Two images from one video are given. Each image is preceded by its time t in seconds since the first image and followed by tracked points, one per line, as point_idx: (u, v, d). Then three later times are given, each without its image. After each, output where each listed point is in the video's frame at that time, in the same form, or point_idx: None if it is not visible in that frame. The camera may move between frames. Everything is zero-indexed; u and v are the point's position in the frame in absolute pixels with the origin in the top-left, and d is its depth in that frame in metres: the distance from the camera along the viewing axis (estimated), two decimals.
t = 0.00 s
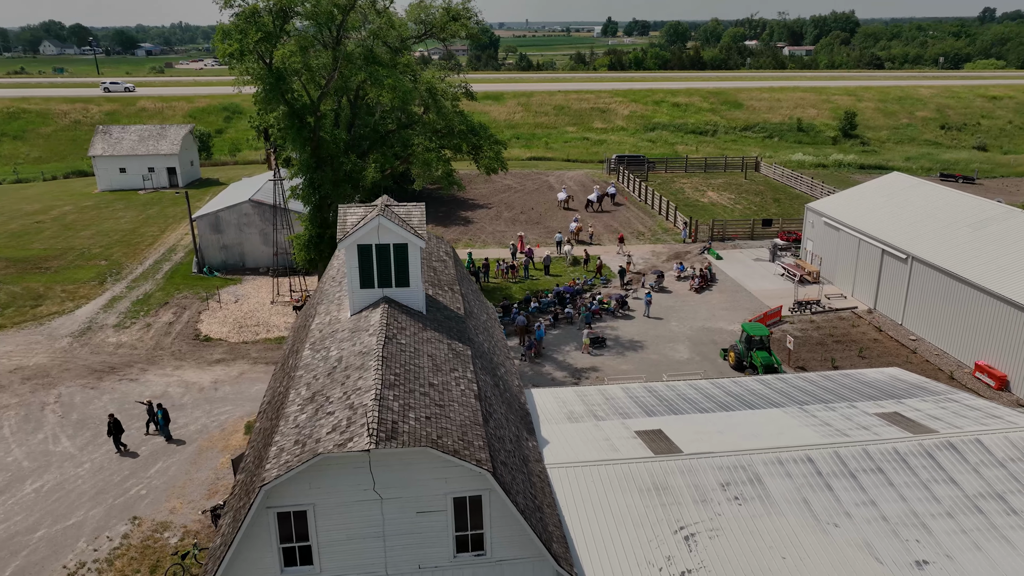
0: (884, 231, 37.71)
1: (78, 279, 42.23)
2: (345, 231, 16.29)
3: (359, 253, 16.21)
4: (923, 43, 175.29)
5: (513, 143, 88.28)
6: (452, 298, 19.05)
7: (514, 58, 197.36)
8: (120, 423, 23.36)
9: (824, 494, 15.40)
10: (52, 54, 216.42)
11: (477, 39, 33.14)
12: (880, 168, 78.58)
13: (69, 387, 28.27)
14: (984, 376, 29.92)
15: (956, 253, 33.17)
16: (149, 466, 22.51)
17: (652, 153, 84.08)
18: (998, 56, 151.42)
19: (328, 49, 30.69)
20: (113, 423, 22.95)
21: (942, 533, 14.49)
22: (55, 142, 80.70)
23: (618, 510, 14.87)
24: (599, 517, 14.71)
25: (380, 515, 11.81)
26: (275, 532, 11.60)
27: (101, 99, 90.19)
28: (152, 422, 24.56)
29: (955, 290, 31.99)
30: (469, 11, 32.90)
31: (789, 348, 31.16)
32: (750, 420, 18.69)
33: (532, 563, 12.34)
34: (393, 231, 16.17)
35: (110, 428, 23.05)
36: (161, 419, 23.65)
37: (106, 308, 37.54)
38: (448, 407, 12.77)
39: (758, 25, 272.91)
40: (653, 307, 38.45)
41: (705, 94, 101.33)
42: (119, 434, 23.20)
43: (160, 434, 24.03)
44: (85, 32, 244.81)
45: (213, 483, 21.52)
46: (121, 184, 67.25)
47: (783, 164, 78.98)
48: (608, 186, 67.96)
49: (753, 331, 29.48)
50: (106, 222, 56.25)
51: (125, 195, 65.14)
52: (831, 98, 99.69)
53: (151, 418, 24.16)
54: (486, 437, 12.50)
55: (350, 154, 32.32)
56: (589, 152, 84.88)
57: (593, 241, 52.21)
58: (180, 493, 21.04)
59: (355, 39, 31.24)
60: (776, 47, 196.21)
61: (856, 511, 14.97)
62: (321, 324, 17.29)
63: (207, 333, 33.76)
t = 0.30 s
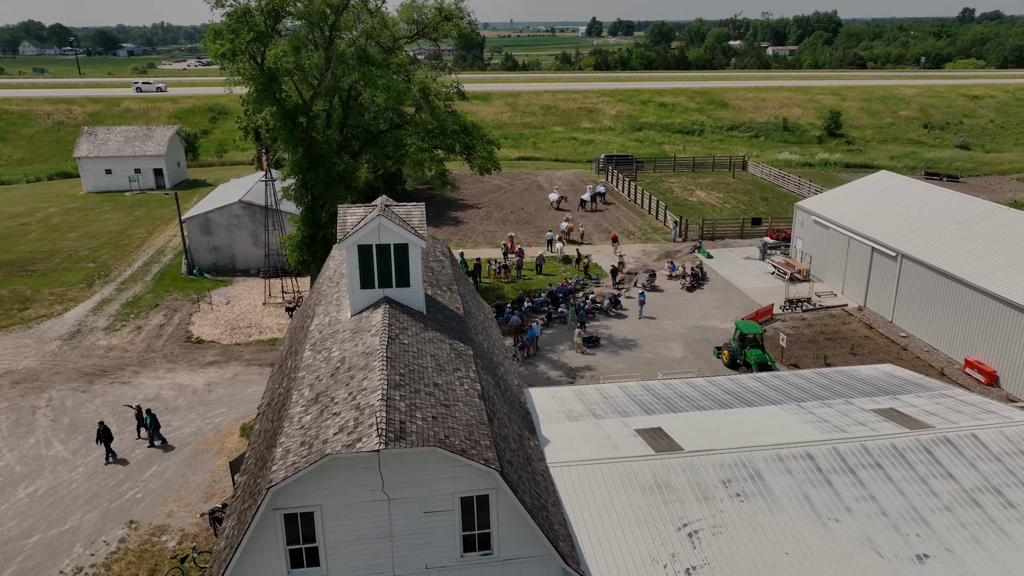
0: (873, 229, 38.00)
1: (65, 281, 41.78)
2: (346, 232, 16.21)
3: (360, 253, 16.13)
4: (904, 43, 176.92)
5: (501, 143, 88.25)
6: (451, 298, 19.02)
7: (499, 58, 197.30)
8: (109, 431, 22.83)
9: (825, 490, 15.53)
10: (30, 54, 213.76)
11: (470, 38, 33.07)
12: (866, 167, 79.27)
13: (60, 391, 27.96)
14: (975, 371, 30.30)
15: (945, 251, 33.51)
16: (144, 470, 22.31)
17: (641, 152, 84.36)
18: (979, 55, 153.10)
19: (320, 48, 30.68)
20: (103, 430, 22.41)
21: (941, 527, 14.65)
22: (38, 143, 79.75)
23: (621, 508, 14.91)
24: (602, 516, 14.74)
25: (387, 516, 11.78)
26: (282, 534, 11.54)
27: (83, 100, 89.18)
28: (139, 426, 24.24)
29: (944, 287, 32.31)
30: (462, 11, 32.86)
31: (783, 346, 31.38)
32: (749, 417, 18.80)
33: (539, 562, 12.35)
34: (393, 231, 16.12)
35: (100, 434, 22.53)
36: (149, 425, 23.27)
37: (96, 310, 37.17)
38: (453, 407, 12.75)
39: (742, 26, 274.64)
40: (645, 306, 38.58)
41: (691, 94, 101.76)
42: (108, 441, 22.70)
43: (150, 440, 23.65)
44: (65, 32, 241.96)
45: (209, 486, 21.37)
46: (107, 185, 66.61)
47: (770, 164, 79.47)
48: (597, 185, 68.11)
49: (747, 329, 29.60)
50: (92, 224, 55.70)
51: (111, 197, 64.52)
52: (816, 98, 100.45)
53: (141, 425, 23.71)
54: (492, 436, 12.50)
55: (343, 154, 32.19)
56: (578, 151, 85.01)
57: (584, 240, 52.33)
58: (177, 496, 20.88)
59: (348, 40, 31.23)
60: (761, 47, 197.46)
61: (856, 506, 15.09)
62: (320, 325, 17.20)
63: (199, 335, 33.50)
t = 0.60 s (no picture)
0: (863, 227, 38.32)
1: (53, 284, 41.35)
2: (346, 232, 16.15)
3: (360, 254, 16.07)
4: (886, 43, 178.48)
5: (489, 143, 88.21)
6: (450, 299, 19.00)
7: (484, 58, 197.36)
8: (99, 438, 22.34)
9: (826, 486, 15.64)
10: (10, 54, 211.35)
11: (462, 39, 33.03)
12: (852, 166, 79.92)
13: (51, 394, 27.67)
14: (965, 367, 30.62)
15: (934, 248, 33.84)
16: (139, 473, 22.11)
17: (629, 152, 84.62)
18: (960, 55, 154.74)
19: (313, 49, 30.57)
20: (93, 438, 22.00)
21: (941, 521, 14.80)
22: (21, 145, 78.86)
23: (625, 506, 14.95)
24: (606, 514, 14.77)
25: (395, 517, 11.75)
26: (289, 536, 11.48)
27: (67, 101, 88.27)
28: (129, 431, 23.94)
29: (934, 284, 32.62)
30: (454, 11, 32.78)
31: (775, 344, 31.59)
32: (748, 415, 18.91)
33: (546, 561, 12.38)
34: (394, 231, 16.07)
35: (90, 442, 22.14)
36: (139, 430, 22.90)
37: (85, 313, 36.82)
38: (459, 407, 12.73)
39: (726, 26, 276.35)
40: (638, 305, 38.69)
41: (678, 94, 102.16)
42: (99, 448, 22.31)
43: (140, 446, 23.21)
44: (45, 32, 239.45)
45: (206, 489, 21.21)
46: (93, 187, 65.96)
47: (757, 163, 79.93)
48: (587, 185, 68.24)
49: (740, 327, 29.75)
50: (79, 226, 55.15)
51: (97, 199, 63.90)
52: (801, 97, 101.15)
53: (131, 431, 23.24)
54: (498, 436, 12.50)
55: (336, 155, 32.08)
56: (566, 151, 85.15)
57: (575, 240, 52.41)
58: (173, 499, 20.72)
59: (341, 40, 31.24)
60: (745, 48, 198.61)
61: (857, 502, 15.21)
62: (320, 326, 17.13)
63: (190, 337, 33.25)
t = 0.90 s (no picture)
0: (853, 225, 38.61)
1: (42, 287, 40.92)
2: (347, 233, 16.07)
3: (361, 254, 16.01)
4: (869, 43, 180.01)
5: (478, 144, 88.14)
6: (450, 299, 18.98)
7: (470, 58, 197.24)
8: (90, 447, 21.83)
9: (826, 482, 15.76)
10: None
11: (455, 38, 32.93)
12: (838, 165, 80.51)
13: (43, 398, 27.39)
14: (956, 364, 30.90)
15: (924, 246, 34.17)
16: (135, 477, 21.92)
17: (618, 152, 84.86)
18: (941, 55, 156.36)
19: (305, 48, 30.43)
20: (84, 447, 21.42)
21: (941, 516, 14.96)
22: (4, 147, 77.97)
23: (628, 505, 14.99)
24: (610, 513, 14.81)
25: (402, 517, 11.72)
26: (297, 538, 11.43)
27: (50, 102, 87.39)
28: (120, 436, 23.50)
29: (925, 281, 32.90)
30: (447, 11, 32.66)
31: (769, 342, 31.78)
32: (747, 412, 19.02)
33: (553, 560, 12.42)
34: (395, 232, 16.02)
35: (80, 452, 21.52)
36: (131, 437, 22.45)
37: (75, 316, 36.45)
38: (465, 407, 12.73)
39: (710, 27, 277.98)
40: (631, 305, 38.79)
41: (665, 94, 102.56)
42: (89, 456, 21.76)
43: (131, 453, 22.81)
44: (26, 32, 236.74)
45: (204, 492, 21.07)
46: (79, 189, 65.34)
47: (745, 162, 80.33)
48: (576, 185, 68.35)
49: (735, 325, 29.92)
50: (66, 229, 54.57)
51: (84, 201, 63.30)
52: (787, 97, 101.81)
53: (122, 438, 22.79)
54: (505, 435, 12.50)
55: (329, 155, 31.98)
56: (555, 151, 85.25)
57: (566, 240, 52.49)
58: (171, 503, 20.56)
59: (334, 40, 31.18)
60: (730, 48, 199.65)
61: (858, 498, 15.35)
62: (320, 326, 17.05)
63: (183, 340, 33.02)
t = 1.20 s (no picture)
0: (845, 224, 38.86)
1: (31, 290, 40.51)
2: (348, 234, 16.03)
3: (363, 255, 15.96)
4: (853, 44, 181.25)
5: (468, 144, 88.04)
6: (450, 299, 18.98)
7: (458, 58, 197.07)
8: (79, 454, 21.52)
9: (828, 479, 15.87)
10: None
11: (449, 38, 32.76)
12: (826, 164, 81.03)
13: (36, 402, 27.12)
14: (948, 360, 31.17)
15: (915, 244, 34.48)
16: (132, 481, 21.75)
17: (607, 151, 85.03)
18: (925, 54, 157.68)
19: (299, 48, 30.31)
20: (73, 453, 21.10)
21: (941, 511, 15.10)
22: None
23: (633, 503, 15.03)
24: (614, 511, 14.85)
25: (411, 518, 11.70)
26: (306, 540, 11.38)
27: (35, 102, 86.52)
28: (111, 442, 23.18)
29: (917, 279, 33.17)
30: (441, 11, 32.50)
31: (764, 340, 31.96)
32: (746, 410, 19.11)
33: (561, 559, 12.44)
34: (397, 232, 16.00)
35: (69, 458, 21.22)
36: (120, 442, 22.11)
37: (66, 319, 36.10)
38: (471, 407, 12.72)
39: (696, 27, 279.17)
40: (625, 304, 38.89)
41: (654, 94, 102.88)
42: (80, 464, 21.42)
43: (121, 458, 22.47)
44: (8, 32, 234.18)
45: (202, 495, 20.95)
46: (66, 191, 64.72)
47: (734, 161, 80.67)
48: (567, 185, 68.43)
49: (729, 324, 30.08)
50: (54, 230, 54.07)
51: (71, 202, 62.70)
52: (775, 97, 102.37)
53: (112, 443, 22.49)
54: (512, 435, 12.51)
55: (323, 156, 31.89)
56: (545, 151, 85.30)
57: (559, 240, 52.56)
58: (169, 506, 20.42)
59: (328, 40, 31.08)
60: (716, 48, 200.62)
61: (860, 494, 15.47)
62: (321, 327, 17.00)
63: (176, 342, 32.79)
